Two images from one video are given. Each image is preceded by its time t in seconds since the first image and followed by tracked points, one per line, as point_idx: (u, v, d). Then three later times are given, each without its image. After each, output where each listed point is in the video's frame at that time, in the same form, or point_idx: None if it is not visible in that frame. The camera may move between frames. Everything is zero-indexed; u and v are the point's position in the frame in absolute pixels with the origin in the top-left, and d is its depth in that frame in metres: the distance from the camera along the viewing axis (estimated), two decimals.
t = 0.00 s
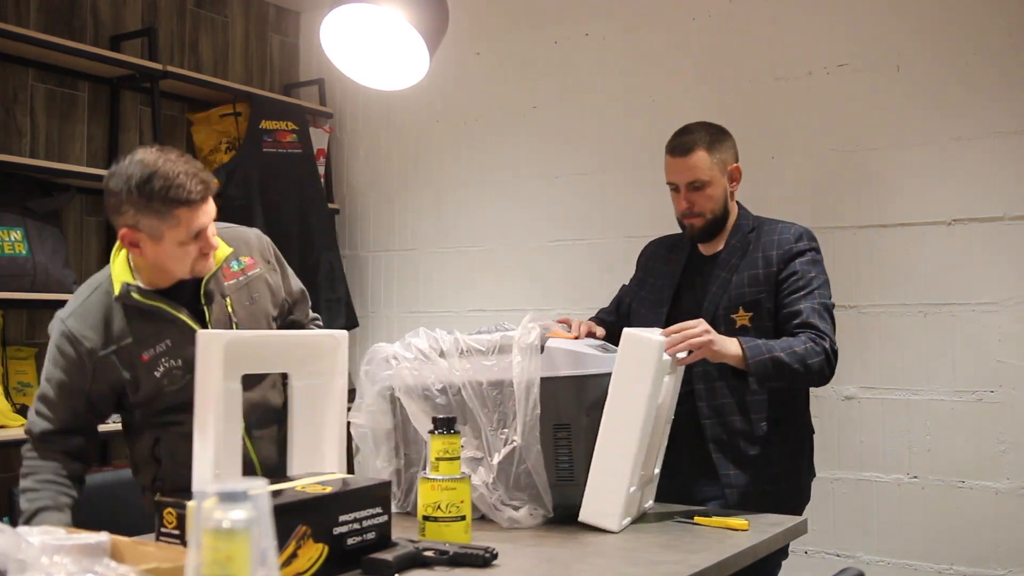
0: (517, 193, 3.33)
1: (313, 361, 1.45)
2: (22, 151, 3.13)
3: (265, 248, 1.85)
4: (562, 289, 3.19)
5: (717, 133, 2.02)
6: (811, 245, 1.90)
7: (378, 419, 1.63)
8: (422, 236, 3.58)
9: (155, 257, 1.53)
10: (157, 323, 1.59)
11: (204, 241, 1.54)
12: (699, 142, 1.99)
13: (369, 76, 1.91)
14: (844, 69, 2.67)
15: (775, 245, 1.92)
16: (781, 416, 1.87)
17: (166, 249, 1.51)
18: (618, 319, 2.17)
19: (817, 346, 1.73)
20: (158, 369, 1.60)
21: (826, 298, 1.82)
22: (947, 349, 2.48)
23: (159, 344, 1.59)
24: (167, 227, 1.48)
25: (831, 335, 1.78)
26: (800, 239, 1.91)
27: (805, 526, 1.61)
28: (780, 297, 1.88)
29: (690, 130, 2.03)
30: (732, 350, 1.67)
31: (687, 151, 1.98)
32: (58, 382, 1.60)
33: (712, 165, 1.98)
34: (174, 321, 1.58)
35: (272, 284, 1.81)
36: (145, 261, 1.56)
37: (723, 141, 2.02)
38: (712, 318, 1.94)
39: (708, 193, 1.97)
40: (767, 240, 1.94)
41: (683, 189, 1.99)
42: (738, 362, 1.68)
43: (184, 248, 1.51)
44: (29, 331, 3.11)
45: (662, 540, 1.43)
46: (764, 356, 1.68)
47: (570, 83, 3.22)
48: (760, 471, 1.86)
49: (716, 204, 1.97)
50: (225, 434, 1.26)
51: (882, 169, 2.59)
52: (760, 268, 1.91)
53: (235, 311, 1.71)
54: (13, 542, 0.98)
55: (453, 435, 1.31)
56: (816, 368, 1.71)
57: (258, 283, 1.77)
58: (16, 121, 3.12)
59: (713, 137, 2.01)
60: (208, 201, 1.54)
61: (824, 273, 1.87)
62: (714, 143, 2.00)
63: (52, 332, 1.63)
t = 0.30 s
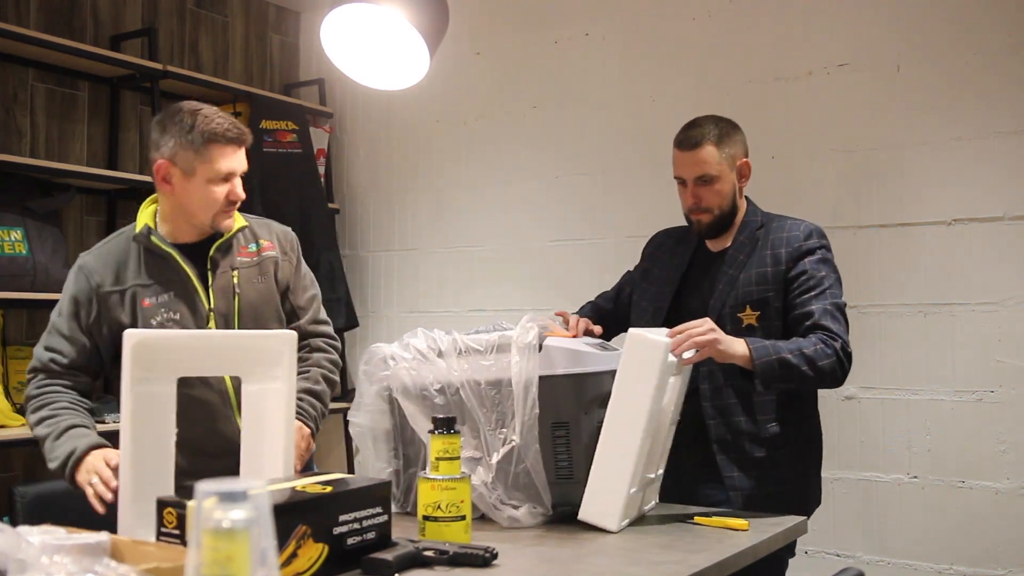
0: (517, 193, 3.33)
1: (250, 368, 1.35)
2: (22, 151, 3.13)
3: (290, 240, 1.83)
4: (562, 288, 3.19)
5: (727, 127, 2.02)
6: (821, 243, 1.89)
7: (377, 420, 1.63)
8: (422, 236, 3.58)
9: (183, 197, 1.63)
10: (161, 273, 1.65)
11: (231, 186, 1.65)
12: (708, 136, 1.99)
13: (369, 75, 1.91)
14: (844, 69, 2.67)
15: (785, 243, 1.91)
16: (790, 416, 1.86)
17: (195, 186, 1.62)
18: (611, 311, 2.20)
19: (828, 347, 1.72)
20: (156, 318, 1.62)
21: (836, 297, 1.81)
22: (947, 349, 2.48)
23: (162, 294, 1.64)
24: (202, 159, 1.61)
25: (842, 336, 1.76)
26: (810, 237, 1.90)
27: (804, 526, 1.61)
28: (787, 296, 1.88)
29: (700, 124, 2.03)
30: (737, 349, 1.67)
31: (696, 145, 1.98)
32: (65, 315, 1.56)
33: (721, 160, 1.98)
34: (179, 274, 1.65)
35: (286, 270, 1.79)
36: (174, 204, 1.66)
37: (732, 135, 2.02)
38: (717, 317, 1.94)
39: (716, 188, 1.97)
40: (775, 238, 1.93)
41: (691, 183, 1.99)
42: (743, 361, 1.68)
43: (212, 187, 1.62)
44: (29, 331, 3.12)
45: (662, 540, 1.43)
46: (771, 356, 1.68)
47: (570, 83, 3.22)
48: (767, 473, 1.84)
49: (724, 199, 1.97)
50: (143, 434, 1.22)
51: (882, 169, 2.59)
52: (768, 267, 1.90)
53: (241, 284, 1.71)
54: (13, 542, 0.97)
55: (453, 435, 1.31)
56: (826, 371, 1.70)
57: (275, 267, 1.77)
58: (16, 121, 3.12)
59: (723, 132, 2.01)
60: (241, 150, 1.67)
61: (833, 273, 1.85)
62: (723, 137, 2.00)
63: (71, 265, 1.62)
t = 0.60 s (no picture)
0: (517, 193, 3.33)
1: (230, 361, 1.31)
2: (22, 151, 3.13)
3: (304, 233, 1.89)
4: (562, 288, 3.19)
5: (727, 123, 2.00)
6: (826, 242, 1.89)
7: (376, 419, 1.63)
8: (422, 236, 3.58)
9: (205, 176, 1.73)
10: (185, 256, 1.72)
11: (251, 168, 1.76)
12: (707, 131, 1.97)
13: (369, 75, 1.91)
14: (844, 69, 2.67)
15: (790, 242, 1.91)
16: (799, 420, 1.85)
17: (217, 164, 1.72)
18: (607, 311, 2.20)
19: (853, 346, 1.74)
20: (180, 297, 1.69)
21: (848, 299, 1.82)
22: (947, 349, 2.48)
23: (187, 275, 1.71)
24: (224, 138, 1.73)
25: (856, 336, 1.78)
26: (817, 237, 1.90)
27: (804, 527, 1.61)
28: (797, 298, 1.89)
29: (700, 119, 2.01)
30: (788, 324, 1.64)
31: (696, 142, 1.96)
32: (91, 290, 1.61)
33: (721, 156, 1.96)
34: (203, 257, 1.73)
35: (301, 258, 1.86)
36: (195, 187, 1.75)
37: (732, 131, 2.00)
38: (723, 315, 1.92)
39: (716, 186, 1.96)
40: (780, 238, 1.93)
41: (692, 180, 1.97)
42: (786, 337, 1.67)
43: (233, 165, 1.73)
44: (29, 330, 3.12)
45: (661, 540, 1.44)
46: (819, 335, 1.67)
47: (570, 82, 3.22)
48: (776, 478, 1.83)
49: (723, 198, 1.96)
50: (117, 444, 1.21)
51: (882, 169, 2.59)
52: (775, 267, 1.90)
53: (259, 270, 1.77)
54: (13, 543, 0.97)
55: (454, 435, 1.31)
56: (850, 363, 1.72)
57: (291, 255, 1.83)
58: (16, 121, 3.12)
59: (722, 127, 1.99)
60: (263, 137, 1.80)
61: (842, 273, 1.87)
62: (724, 133, 1.98)
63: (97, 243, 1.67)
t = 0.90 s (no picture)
0: (517, 193, 3.33)
1: (212, 369, 1.32)
2: (22, 151, 3.13)
3: (310, 237, 1.99)
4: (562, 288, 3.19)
5: (711, 120, 1.99)
6: (809, 248, 1.82)
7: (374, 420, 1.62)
8: (422, 236, 3.58)
9: (209, 173, 1.77)
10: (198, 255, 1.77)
11: (254, 161, 1.80)
12: (686, 128, 1.98)
13: (369, 76, 1.91)
14: (844, 69, 2.67)
15: (770, 248, 1.85)
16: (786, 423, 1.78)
17: (220, 160, 1.77)
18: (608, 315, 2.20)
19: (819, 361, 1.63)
20: (195, 294, 1.74)
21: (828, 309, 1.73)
22: (947, 349, 2.48)
23: (201, 272, 1.76)
24: (225, 133, 1.77)
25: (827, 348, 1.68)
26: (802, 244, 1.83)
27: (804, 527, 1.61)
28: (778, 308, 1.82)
29: (685, 115, 2.02)
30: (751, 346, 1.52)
31: (674, 138, 1.97)
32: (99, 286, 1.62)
33: (698, 152, 1.96)
34: (217, 256, 1.79)
35: (308, 259, 1.96)
36: (201, 185, 1.79)
37: (717, 128, 1.99)
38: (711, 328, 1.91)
39: (693, 183, 1.96)
40: (766, 244, 1.87)
41: (669, 176, 1.99)
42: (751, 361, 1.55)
43: (236, 159, 1.77)
44: (29, 330, 3.12)
45: (661, 539, 1.44)
46: (778, 357, 1.56)
47: (570, 83, 3.22)
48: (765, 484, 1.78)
49: (700, 193, 1.97)
50: (92, 446, 1.20)
51: (882, 170, 2.59)
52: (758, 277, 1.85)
53: (273, 268, 1.86)
54: (13, 543, 0.97)
55: (454, 435, 1.31)
56: (816, 379, 1.61)
57: (300, 254, 1.94)
58: (17, 121, 3.11)
59: (705, 123, 1.98)
60: (264, 130, 1.84)
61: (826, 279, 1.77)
62: (706, 130, 1.98)
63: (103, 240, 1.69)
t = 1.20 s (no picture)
0: (517, 193, 3.33)
1: (213, 369, 1.32)
2: (22, 151, 3.13)
3: (323, 237, 2.05)
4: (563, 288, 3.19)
5: (700, 117, 1.97)
6: (787, 246, 1.82)
7: (374, 419, 1.63)
8: (422, 236, 3.58)
9: (231, 172, 1.82)
10: (226, 252, 1.81)
11: (274, 157, 1.85)
12: (672, 125, 1.97)
13: (369, 76, 1.91)
14: (844, 69, 2.67)
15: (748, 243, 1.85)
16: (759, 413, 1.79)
17: (240, 156, 1.82)
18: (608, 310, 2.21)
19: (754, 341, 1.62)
20: (226, 290, 1.77)
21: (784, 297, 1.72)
22: (947, 349, 2.48)
23: (231, 269, 1.80)
24: (244, 131, 1.83)
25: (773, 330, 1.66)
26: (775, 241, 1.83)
27: (803, 527, 1.61)
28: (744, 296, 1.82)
29: (677, 112, 2.00)
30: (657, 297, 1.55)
31: (661, 135, 1.97)
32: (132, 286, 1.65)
33: (682, 150, 1.95)
34: (246, 253, 1.83)
35: (325, 256, 2.02)
36: (224, 183, 1.84)
37: (706, 125, 1.96)
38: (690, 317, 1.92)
39: (677, 180, 1.96)
40: (747, 240, 1.86)
41: (655, 172, 1.99)
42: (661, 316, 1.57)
43: (256, 155, 1.83)
44: (29, 331, 3.12)
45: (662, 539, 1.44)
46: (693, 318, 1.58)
47: (570, 83, 3.23)
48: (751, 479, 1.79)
49: (685, 191, 1.96)
50: (95, 448, 1.20)
51: (882, 170, 2.59)
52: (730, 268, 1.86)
53: (298, 263, 1.91)
54: (12, 542, 0.97)
55: (454, 435, 1.31)
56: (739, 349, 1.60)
57: (319, 250, 1.99)
58: (16, 121, 3.11)
59: (692, 120, 1.97)
60: (281, 129, 1.90)
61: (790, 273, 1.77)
62: (692, 127, 1.96)
63: (129, 241, 1.71)
